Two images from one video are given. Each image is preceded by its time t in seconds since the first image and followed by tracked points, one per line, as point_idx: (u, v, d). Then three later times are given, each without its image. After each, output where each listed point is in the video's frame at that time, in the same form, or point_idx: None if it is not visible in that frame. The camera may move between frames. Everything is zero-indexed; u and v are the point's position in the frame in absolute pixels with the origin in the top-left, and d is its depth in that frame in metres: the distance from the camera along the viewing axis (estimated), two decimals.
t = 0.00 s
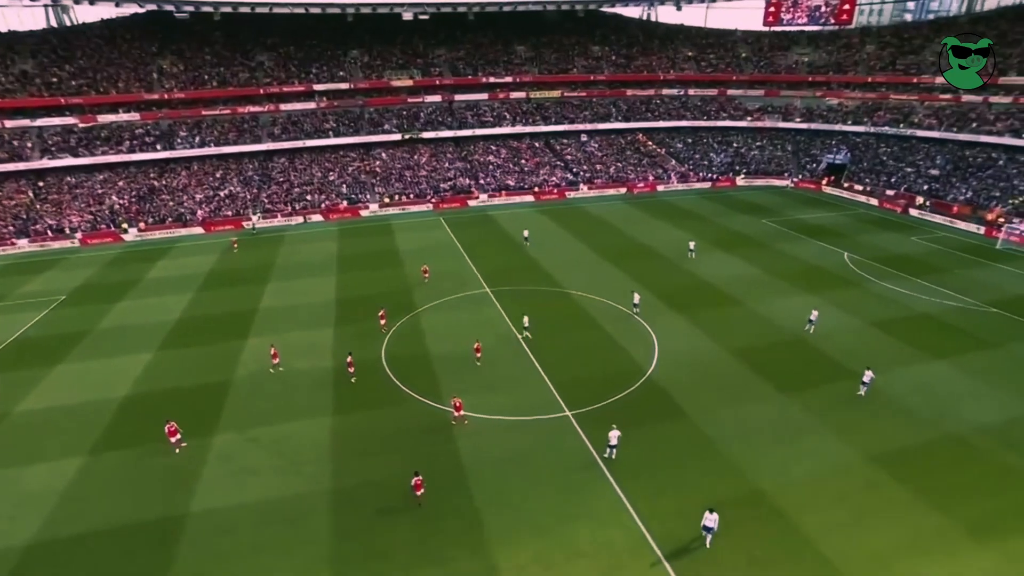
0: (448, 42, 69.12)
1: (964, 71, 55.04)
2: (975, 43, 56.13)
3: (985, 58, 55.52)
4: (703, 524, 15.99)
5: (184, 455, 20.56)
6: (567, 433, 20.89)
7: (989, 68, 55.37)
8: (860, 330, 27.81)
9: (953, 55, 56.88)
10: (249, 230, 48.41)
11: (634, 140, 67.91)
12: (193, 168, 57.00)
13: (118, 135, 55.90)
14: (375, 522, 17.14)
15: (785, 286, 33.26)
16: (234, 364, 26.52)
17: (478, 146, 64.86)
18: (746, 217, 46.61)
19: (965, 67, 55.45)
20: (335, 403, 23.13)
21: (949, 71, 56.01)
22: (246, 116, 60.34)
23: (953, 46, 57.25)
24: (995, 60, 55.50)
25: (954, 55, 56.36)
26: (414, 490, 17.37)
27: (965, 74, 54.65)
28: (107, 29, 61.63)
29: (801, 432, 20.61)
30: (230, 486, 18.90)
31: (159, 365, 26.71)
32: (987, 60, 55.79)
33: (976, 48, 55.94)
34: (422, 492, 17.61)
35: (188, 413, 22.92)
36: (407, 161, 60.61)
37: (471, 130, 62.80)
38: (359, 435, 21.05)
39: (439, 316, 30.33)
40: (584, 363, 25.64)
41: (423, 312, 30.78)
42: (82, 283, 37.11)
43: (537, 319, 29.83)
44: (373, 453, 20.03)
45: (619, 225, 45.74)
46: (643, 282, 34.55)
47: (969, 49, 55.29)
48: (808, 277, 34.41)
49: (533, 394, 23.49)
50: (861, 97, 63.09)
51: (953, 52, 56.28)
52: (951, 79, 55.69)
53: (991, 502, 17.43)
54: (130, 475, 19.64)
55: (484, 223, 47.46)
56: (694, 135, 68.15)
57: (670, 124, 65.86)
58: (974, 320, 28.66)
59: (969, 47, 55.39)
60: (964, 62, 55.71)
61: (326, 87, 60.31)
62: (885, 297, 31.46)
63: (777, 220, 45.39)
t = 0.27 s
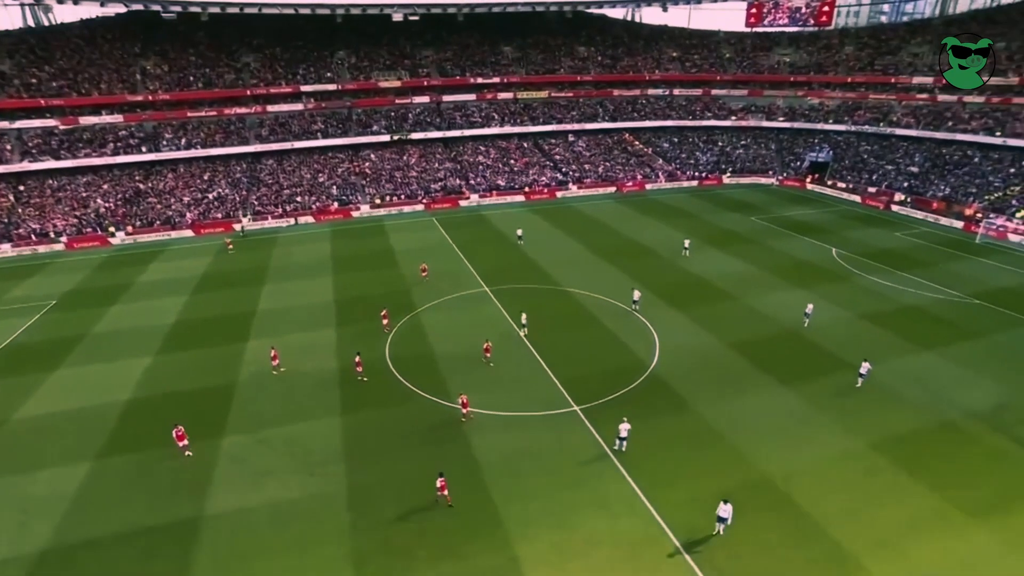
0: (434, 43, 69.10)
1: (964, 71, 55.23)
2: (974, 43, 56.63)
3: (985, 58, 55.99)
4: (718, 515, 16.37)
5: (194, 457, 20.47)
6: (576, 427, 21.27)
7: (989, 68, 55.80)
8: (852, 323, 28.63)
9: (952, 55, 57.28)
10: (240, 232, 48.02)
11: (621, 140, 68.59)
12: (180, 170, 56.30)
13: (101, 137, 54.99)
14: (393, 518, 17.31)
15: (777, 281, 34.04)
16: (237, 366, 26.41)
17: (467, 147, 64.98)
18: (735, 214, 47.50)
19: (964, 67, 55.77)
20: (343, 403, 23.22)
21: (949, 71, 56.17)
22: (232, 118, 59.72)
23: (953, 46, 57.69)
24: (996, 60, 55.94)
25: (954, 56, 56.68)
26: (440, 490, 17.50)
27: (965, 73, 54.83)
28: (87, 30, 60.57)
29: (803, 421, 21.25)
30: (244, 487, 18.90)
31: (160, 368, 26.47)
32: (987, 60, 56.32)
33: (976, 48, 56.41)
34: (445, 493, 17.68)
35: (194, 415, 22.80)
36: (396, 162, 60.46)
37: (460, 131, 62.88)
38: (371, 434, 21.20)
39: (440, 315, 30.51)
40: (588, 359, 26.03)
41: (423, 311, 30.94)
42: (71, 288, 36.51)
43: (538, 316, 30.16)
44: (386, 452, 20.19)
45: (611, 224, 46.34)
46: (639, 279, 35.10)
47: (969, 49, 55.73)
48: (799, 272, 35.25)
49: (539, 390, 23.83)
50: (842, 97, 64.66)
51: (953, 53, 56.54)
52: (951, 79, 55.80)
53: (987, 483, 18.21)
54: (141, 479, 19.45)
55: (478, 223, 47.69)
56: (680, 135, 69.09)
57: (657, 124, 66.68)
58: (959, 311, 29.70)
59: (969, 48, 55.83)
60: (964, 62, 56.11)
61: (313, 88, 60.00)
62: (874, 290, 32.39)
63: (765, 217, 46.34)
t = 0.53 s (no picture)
0: (422, 44, 69.11)
1: (965, 71, 54.65)
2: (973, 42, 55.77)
3: (984, 58, 55.57)
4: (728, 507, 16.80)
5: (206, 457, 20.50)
6: (585, 422, 21.71)
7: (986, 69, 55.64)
8: (844, 316, 29.52)
9: (952, 54, 56.24)
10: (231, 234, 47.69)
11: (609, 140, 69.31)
12: (167, 173, 55.66)
13: (85, 140, 54.14)
14: (412, 512, 17.57)
15: (769, 277, 34.90)
16: (241, 367, 26.41)
17: (456, 148, 65.14)
18: (724, 212, 48.46)
19: (964, 67, 55.21)
20: (352, 402, 23.39)
21: (949, 70, 55.46)
22: (219, 120, 59.20)
23: (953, 45, 56.43)
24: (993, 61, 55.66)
25: (954, 55, 55.79)
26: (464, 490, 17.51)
27: (966, 74, 54.40)
28: (69, 30, 59.59)
29: (804, 411, 21.94)
30: (259, 485, 19.01)
31: (163, 371, 26.35)
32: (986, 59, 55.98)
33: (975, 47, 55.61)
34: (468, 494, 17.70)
35: (202, 417, 22.79)
36: (386, 163, 60.41)
37: (449, 132, 63.00)
38: (382, 432, 21.40)
39: (442, 314, 30.77)
40: (591, 355, 26.52)
41: (425, 311, 31.18)
42: (63, 292, 36.02)
43: (539, 314, 30.58)
44: (399, 449, 20.42)
45: (604, 222, 46.99)
46: (635, 276, 35.74)
47: (970, 49, 54.93)
48: (790, 268, 36.18)
49: (546, 385, 24.25)
50: (823, 97, 66.36)
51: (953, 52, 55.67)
52: (951, 79, 55.17)
53: (981, 467, 19.00)
54: (153, 480, 19.39)
55: (471, 223, 47.96)
56: (666, 135, 70.07)
57: (643, 124, 67.55)
58: (945, 304, 30.72)
59: (969, 47, 54.97)
60: (964, 62, 55.38)
61: (302, 89, 59.76)
62: (863, 284, 33.38)
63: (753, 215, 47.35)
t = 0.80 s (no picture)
0: (412, 45, 69.14)
1: (965, 71, 56.21)
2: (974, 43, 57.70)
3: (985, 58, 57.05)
4: (738, 497, 17.19)
5: (216, 457, 20.48)
6: (591, 417, 22.10)
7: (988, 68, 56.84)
8: (837, 310, 30.30)
9: (953, 54, 58.29)
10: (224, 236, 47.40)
11: (599, 140, 69.89)
12: (155, 175, 55.05)
13: (71, 141, 53.32)
14: (429, 507, 17.82)
15: (763, 274, 35.65)
16: (246, 368, 26.40)
17: (447, 148, 65.24)
18: (715, 211, 49.31)
19: (964, 67, 56.79)
20: (360, 401, 23.56)
21: (949, 71, 57.12)
22: (208, 121, 58.72)
23: (953, 46, 58.65)
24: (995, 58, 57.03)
25: (955, 56, 57.63)
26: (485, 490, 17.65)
27: (966, 74, 55.92)
28: (52, 31, 58.71)
29: (803, 404, 22.53)
30: (273, 484, 19.07)
31: (165, 373, 26.20)
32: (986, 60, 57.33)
33: (975, 47, 57.57)
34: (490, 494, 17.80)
35: (210, 417, 22.76)
36: (378, 164, 60.34)
37: (440, 133, 63.10)
38: (392, 430, 21.59)
39: (443, 313, 31.00)
40: (594, 351, 26.89)
41: (426, 310, 31.43)
42: (56, 296, 35.54)
43: (539, 311, 30.92)
44: (411, 446, 20.64)
45: (598, 221, 47.55)
46: (631, 273, 36.26)
47: (969, 49, 56.75)
48: (782, 264, 36.97)
49: (551, 381, 24.61)
50: (808, 96, 67.54)
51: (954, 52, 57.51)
52: (951, 79, 56.71)
53: (975, 454, 19.71)
54: (163, 482, 19.36)
55: (466, 222, 48.19)
56: (655, 135, 70.88)
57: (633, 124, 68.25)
58: (933, 297, 31.63)
59: (970, 48, 56.88)
60: (964, 62, 57.07)
61: (292, 90, 59.56)
62: (854, 279, 34.24)
63: (744, 213, 48.25)
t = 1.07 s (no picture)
0: (400, 45, 69.02)
1: (966, 71, 55.27)
2: (975, 42, 56.73)
3: (985, 58, 56.11)
4: (747, 486, 17.55)
5: (228, 456, 20.53)
6: (598, 411, 22.60)
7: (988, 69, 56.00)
8: (829, 304, 31.20)
9: (953, 54, 57.43)
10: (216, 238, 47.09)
11: (587, 139, 70.52)
12: (143, 177, 54.38)
13: (54, 143, 52.41)
14: (445, 501, 18.07)
15: (755, 269, 36.48)
16: (250, 369, 26.44)
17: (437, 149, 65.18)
18: (705, 209, 50.28)
19: (964, 67, 55.91)
20: (368, 399, 23.75)
21: (949, 71, 56.41)
22: (196, 122, 58.17)
23: (953, 46, 57.66)
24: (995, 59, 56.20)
25: (955, 55, 56.81)
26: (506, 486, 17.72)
27: (965, 74, 55.12)
28: (33, 31, 57.69)
29: (803, 395, 23.25)
30: (287, 482, 19.18)
31: (169, 376, 26.11)
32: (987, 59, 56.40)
33: (976, 47, 56.49)
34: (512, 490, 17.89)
35: (219, 418, 22.78)
36: (368, 164, 60.21)
37: (430, 133, 63.18)
38: (403, 427, 21.84)
39: (445, 312, 31.36)
40: (596, 347, 27.45)
41: (428, 309, 31.79)
42: (48, 300, 35.05)
43: (540, 309, 31.41)
44: (423, 442, 20.89)
45: (591, 220, 48.20)
46: (627, 270, 36.89)
47: (970, 49, 55.81)
48: (773, 260, 37.90)
49: (557, 377, 25.08)
50: (791, 96, 69.07)
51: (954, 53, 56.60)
52: (952, 80, 55.91)
53: (968, 439, 20.55)
54: (176, 482, 19.38)
55: (460, 222, 48.43)
56: (643, 134, 71.76)
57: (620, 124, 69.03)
58: (919, 290, 32.67)
59: (970, 48, 55.92)
60: (964, 62, 56.20)
61: (280, 91, 59.23)
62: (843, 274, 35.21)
63: (733, 211, 49.26)
